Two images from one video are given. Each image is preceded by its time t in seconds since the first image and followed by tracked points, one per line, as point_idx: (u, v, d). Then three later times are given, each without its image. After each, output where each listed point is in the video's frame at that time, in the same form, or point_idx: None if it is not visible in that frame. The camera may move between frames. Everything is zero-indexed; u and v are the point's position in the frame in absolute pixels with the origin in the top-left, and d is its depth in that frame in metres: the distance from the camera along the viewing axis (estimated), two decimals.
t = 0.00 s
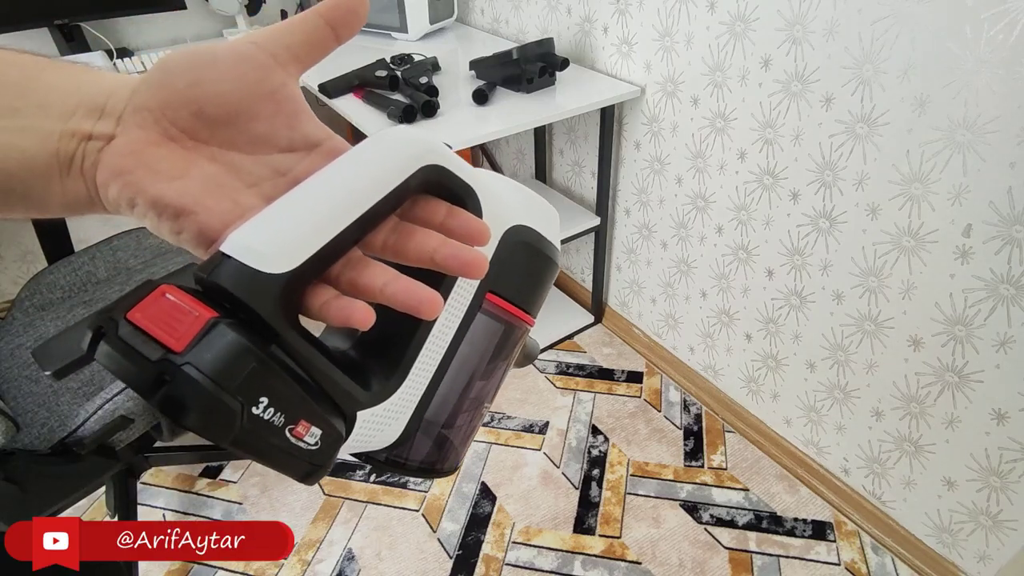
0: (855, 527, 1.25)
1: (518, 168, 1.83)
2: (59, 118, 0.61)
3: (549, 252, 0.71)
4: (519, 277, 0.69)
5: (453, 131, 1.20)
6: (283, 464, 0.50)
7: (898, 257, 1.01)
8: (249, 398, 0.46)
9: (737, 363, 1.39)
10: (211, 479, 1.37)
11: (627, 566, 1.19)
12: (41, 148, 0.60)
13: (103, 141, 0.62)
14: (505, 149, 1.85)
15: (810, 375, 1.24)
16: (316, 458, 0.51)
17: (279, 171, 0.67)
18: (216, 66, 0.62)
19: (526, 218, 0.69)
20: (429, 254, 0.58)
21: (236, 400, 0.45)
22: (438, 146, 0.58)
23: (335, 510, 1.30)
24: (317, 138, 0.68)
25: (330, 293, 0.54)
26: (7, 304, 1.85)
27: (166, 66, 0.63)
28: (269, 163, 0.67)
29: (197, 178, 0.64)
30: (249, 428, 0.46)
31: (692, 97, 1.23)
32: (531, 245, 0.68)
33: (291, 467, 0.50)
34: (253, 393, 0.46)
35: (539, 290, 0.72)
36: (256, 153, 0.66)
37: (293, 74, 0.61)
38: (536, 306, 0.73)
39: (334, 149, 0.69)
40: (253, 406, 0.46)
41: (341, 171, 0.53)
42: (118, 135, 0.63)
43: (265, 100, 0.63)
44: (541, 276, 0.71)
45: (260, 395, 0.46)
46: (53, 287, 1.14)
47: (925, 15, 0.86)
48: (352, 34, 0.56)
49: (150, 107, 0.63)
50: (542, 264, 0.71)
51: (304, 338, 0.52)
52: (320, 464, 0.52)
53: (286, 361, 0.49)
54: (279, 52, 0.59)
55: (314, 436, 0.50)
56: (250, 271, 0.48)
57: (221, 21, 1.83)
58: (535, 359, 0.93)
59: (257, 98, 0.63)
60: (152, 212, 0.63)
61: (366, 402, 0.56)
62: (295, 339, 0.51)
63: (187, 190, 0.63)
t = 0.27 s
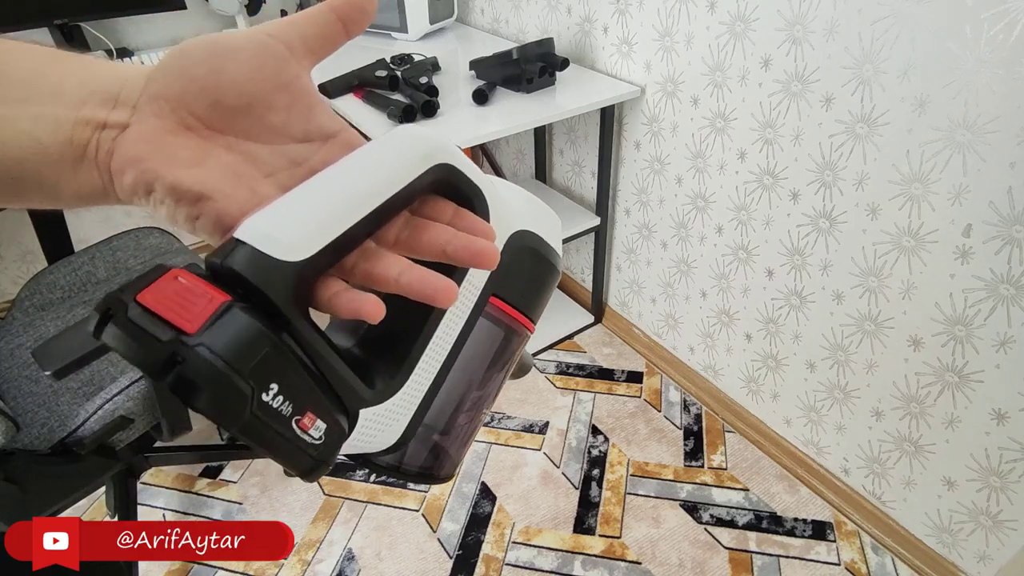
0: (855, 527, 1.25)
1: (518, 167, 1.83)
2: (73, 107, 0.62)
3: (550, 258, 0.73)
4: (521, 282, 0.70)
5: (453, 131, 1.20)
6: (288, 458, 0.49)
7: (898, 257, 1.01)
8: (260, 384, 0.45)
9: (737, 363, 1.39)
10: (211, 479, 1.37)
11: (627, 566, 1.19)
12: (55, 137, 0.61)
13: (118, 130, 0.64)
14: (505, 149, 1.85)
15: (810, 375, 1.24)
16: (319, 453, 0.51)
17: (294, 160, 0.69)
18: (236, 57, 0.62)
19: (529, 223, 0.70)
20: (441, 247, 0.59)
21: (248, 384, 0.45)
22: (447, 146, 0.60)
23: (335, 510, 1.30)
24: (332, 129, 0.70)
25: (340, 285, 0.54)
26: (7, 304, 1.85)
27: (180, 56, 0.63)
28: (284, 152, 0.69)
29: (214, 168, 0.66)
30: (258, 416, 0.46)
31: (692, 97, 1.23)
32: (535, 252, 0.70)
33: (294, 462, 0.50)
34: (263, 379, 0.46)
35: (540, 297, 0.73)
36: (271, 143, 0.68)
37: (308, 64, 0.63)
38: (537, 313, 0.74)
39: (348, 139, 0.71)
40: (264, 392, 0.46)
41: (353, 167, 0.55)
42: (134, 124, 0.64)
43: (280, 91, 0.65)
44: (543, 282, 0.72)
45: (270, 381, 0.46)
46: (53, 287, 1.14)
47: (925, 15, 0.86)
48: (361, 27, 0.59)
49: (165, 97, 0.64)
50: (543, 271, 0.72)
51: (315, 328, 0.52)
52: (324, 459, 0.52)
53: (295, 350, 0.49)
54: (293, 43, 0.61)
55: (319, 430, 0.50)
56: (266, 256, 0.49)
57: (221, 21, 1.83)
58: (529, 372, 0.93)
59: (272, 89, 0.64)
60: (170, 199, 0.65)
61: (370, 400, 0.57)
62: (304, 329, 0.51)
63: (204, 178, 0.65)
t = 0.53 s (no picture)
0: (855, 527, 1.25)
1: (518, 168, 1.83)
2: (86, 95, 0.64)
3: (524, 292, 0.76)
4: (501, 304, 0.72)
5: (453, 131, 1.20)
6: (285, 408, 0.44)
7: (898, 257, 1.01)
8: (288, 303, 0.42)
9: (737, 363, 1.39)
10: (211, 479, 1.37)
11: (627, 566, 1.19)
12: (68, 124, 0.63)
13: (132, 117, 0.65)
14: (505, 149, 1.85)
15: (810, 375, 1.24)
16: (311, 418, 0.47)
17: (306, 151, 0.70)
18: (251, 50, 0.63)
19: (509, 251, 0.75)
20: (444, 230, 0.59)
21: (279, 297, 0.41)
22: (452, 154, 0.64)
23: (335, 510, 1.30)
24: (344, 122, 0.70)
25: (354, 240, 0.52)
26: (8, 304, 1.86)
27: (194, 45, 0.64)
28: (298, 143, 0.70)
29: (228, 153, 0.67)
30: (276, 339, 0.42)
31: (692, 97, 1.23)
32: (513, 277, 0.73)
33: (288, 418, 0.45)
34: (293, 299, 0.43)
35: (514, 326, 0.75)
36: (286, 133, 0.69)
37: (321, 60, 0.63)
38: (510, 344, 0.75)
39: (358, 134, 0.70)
40: (290, 314, 0.42)
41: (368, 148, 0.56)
42: (149, 112, 0.65)
43: (294, 83, 0.65)
44: (517, 311, 0.75)
45: (298, 304, 0.43)
46: (53, 287, 1.14)
47: (925, 16, 0.86)
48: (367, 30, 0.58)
49: (181, 86, 0.66)
50: (518, 301, 0.75)
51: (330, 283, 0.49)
52: (313, 428, 0.48)
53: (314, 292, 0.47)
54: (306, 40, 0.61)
55: (317, 392, 0.47)
56: (292, 194, 0.48)
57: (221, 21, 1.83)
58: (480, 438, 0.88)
59: (288, 81, 0.65)
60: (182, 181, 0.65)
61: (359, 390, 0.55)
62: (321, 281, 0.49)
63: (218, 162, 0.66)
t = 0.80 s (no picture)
0: (855, 527, 1.25)
1: (518, 168, 1.83)
2: (88, 99, 0.64)
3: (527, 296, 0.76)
4: (501, 310, 0.72)
5: (453, 131, 1.20)
6: (276, 427, 0.45)
7: (898, 257, 1.01)
8: (275, 325, 0.42)
9: (737, 363, 1.39)
10: (211, 479, 1.37)
11: (627, 566, 1.19)
12: (70, 129, 0.63)
13: (135, 123, 0.65)
14: (505, 149, 1.85)
15: (810, 375, 1.24)
16: (305, 434, 0.47)
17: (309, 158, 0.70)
18: (257, 57, 0.63)
19: (511, 255, 0.75)
20: (442, 241, 0.59)
21: (266, 320, 0.41)
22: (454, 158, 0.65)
23: (335, 510, 1.30)
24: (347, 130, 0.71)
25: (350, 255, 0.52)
26: (8, 304, 1.86)
27: (199, 50, 0.64)
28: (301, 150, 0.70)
29: (231, 160, 0.67)
30: (265, 360, 0.42)
31: (692, 97, 1.23)
32: (515, 283, 0.73)
33: (282, 436, 0.45)
34: (280, 320, 0.43)
35: (516, 331, 0.75)
36: (289, 140, 0.69)
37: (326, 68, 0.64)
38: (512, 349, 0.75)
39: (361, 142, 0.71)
40: (277, 336, 0.43)
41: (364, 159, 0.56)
42: (150, 117, 0.65)
43: (298, 91, 0.66)
44: (519, 316, 0.75)
45: (285, 325, 0.43)
46: (53, 287, 1.14)
47: (925, 15, 0.86)
48: (372, 39, 0.59)
49: (184, 92, 0.65)
50: (520, 306, 0.74)
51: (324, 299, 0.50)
52: (308, 445, 0.48)
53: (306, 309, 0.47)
54: (313, 49, 0.62)
55: (311, 407, 0.47)
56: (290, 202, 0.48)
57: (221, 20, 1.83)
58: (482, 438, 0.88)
59: (293, 89, 0.66)
60: (185, 188, 0.65)
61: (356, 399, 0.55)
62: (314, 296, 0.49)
63: (222, 168, 0.66)
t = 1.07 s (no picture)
0: (855, 527, 1.25)
1: (518, 168, 1.83)
2: (88, 88, 0.64)
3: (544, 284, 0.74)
4: (516, 301, 0.70)
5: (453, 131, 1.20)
6: (268, 418, 0.45)
7: (898, 257, 1.01)
8: (258, 317, 0.42)
9: (737, 363, 1.39)
10: (211, 479, 1.37)
11: (627, 566, 1.19)
12: (70, 118, 0.63)
13: (135, 110, 0.64)
14: (505, 149, 1.85)
15: (810, 375, 1.24)
16: (298, 425, 0.48)
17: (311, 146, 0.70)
18: (257, 40, 0.64)
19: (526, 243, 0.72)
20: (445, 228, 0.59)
21: (249, 310, 0.42)
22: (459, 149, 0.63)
23: (335, 510, 1.30)
24: (347, 117, 0.71)
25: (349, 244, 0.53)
26: (7, 304, 1.86)
27: (199, 35, 0.64)
28: (303, 138, 0.69)
29: (231, 146, 0.66)
30: (250, 350, 0.42)
31: (692, 96, 1.23)
32: (531, 273, 0.71)
33: (274, 427, 0.46)
34: (264, 312, 0.43)
35: (532, 321, 0.73)
36: (291, 128, 0.69)
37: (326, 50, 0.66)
38: (527, 339, 0.73)
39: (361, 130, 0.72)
40: (261, 327, 0.43)
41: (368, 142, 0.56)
42: (150, 104, 0.65)
43: (299, 76, 0.67)
44: (536, 306, 0.73)
45: (269, 316, 0.43)
46: (53, 287, 1.14)
47: (925, 15, 0.86)
48: (377, 19, 0.62)
49: (184, 79, 0.65)
50: (536, 295, 0.73)
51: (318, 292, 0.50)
52: (302, 436, 0.49)
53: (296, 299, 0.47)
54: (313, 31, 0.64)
55: (303, 398, 0.47)
56: (275, 190, 0.48)
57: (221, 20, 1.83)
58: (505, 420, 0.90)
59: (293, 75, 0.67)
60: (184, 177, 0.64)
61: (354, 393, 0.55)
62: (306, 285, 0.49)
63: (221, 156, 0.65)
